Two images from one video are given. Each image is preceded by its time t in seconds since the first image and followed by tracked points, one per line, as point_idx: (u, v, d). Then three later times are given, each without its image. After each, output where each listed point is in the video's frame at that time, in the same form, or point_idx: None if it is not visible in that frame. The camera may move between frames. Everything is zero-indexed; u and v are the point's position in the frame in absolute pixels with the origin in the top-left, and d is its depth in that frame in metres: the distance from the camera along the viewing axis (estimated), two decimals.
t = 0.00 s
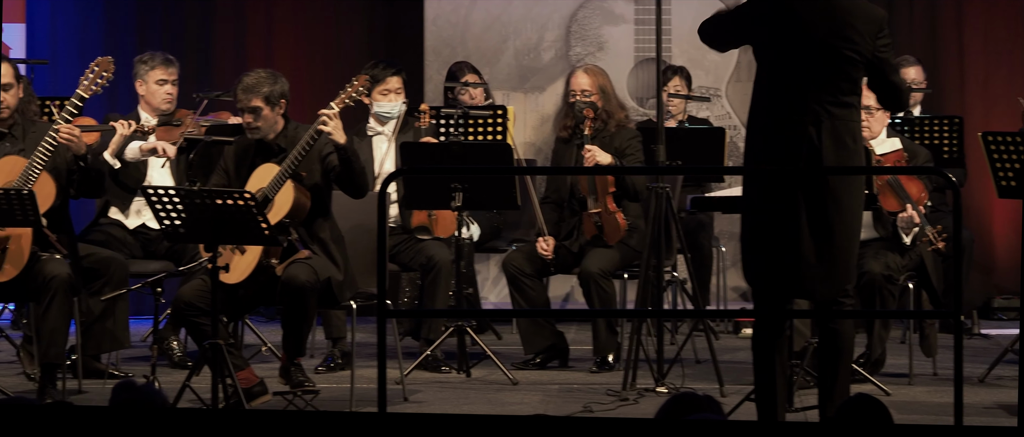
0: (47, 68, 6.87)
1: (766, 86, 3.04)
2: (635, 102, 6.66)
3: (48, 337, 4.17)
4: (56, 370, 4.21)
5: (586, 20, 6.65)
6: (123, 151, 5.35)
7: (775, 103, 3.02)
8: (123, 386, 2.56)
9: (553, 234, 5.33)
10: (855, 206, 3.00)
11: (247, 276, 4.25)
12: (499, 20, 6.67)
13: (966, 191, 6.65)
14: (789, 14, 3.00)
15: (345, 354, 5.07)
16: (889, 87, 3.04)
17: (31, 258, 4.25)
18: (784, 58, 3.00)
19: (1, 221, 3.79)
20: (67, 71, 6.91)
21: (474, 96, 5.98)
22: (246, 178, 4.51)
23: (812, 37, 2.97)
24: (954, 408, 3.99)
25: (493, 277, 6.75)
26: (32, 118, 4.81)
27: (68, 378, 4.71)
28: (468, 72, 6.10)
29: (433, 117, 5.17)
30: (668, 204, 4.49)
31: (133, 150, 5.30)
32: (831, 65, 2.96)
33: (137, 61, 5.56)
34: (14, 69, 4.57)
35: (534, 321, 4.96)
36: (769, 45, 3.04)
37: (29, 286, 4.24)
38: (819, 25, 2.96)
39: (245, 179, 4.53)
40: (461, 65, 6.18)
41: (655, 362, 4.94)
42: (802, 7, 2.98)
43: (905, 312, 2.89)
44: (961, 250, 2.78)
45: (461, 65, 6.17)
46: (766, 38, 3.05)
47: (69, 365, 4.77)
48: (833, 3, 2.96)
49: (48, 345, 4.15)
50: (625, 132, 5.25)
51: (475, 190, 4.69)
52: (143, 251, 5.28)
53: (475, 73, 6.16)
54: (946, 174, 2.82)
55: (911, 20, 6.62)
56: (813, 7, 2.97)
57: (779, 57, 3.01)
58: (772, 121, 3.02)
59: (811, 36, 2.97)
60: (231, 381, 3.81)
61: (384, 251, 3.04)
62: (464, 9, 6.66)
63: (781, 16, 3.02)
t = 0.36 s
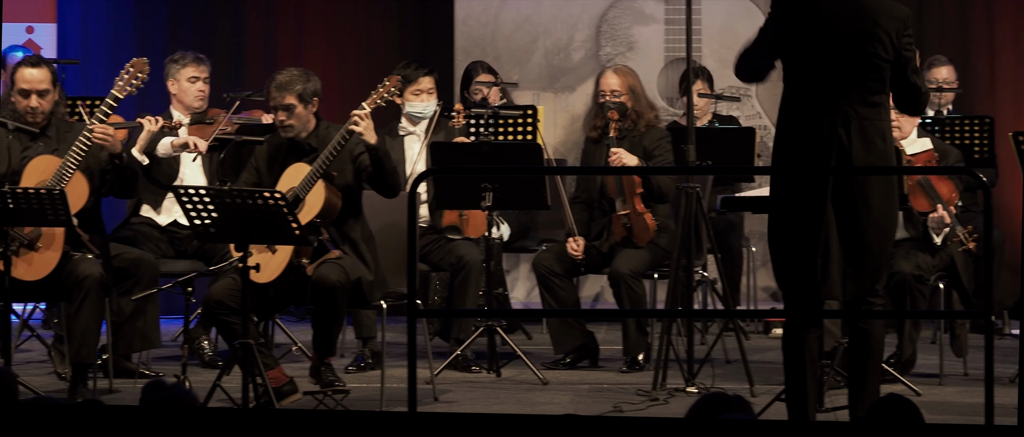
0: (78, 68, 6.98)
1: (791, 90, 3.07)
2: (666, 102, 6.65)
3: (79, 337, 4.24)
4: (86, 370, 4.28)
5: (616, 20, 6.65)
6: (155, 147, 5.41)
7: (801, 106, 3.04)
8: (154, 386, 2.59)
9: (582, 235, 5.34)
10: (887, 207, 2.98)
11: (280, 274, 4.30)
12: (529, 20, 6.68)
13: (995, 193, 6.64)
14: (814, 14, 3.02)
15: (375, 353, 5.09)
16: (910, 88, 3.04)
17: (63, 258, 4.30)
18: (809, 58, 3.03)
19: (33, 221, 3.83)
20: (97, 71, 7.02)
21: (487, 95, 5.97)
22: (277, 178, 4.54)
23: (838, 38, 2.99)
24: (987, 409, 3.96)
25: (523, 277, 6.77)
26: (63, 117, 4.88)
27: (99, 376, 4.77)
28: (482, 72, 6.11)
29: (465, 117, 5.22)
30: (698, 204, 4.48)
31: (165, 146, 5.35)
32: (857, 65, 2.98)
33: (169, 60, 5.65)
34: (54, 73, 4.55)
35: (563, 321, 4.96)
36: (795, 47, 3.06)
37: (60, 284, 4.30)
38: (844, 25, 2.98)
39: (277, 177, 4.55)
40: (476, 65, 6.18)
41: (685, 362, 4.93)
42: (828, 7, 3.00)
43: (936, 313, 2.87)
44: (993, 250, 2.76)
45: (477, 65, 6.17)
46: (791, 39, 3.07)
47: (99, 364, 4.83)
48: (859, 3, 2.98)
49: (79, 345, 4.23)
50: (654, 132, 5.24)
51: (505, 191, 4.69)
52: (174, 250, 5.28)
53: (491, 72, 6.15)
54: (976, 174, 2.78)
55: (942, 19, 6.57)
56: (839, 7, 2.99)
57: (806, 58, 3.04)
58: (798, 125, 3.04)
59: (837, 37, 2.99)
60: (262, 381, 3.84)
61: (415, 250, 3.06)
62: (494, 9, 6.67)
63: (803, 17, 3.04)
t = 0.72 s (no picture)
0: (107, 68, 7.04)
1: (815, 89, 3.06)
2: (694, 102, 6.66)
3: (108, 338, 4.29)
4: (115, 369, 4.33)
5: (644, 20, 6.64)
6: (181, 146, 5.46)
7: (826, 106, 3.03)
8: (185, 385, 2.62)
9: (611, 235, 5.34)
10: (911, 204, 3.00)
11: (309, 274, 4.33)
12: (557, 20, 6.68)
13: None
14: (836, 15, 3.01)
15: (404, 353, 5.12)
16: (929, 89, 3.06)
17: (93, 258, 4.37)
18: (832, 58, 3.01)
19: (63, 221, 3.87)
20: (126, 71, 7.07)
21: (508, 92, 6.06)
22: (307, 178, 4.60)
23: (862, 37, 2.98)
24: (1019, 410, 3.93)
25: (551, 277, 6.78)
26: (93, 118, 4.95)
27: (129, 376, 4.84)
28: (500, 70, 6.11)
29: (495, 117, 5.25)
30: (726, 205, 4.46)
31: (191, 146, 5.40)
32: (881, 65, 2.98)
33: (198, 60, 5.72)
34: (88, 77, 4.60)
35: (592, 321, 4.97)
36: (817, 48, 3.04)
37: (91, 285, 4.36)
38: (867, 25, 2.98)
39: (306, 177, 4.60)
40: (496, 65, 6.17)
41: (713, 363, 4.92)
42: (850, 8, 3.00)
43: (965, 313, 2.86)
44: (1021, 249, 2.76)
45: (496, 63, 6.17)
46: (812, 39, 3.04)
47: (129, 364, 4.89)
48: (881, 2, 2.99)
49: (108, 345, 4.27)
50: (683, 132, 5.22)
51: (535, 189, 4.71)
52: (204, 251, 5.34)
53: (510, 70, 6.15)
54: (1004, 172, 2.75)
55: (971, 18, 6.53)
56: (862, 8, 2.99)
57: (829, 59, 3.02)
58: (822, 125, 3.03)
59: (860, 36, 2.98)
60: (291, 381, 3.87)
61: (443, 251, 3.08)
62: (522, 9, 6.67)
63: (825, 16, 3.02)
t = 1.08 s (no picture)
0: (138, 68, 7.11)
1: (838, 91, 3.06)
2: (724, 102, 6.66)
3: (140, 338, 4.34)
4: (146, 369, 4.38)
5: (674, 20, 6.64)
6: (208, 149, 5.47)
7: (850, 108, 3.02)
8: (215, 387, 2.69)
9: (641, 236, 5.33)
10: (936, 206, 2.98)
11: (340, 274, 4.35)
12: (587, 20, 6.67)
13: None
14: (862, 16, 3.00)
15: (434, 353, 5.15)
16: (961, 87, 3.00)
17: (124, 256, 4.42)
18: (856, 58, 3.01)
19: (93, 220, 3.93)
20: (157, 71, 7.14)
21: (539, 91, 6.03)
22: (337, 178, 4.63)
23: (887, 39, 2.98)
24: None
25: (582, 277, 6.78)
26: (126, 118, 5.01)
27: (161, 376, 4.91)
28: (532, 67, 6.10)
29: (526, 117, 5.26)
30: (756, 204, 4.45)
31: (217, 148, 5.41)
32: (905, 66, 2.97)
33: (228, 61, 5.75)
34: (122, 73, 4.68)
35: (622, 321, 4.97)
36: (840, 50, 3.03)
37: (124, 285, 4.42)
38: (893, 26, 2.98)
39: (336, 176, 4.64)
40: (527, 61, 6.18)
41: (744, 363, 4.90)
42: (876, 9, 2.99)
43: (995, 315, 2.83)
44: None
45: (531, 60, 6.18)
46: (834, 41, 3.04)
47: (160, 364, 4.96)
48: (906, 3, 2.99)
49: (139, 345, 4.32)
50: (713, 133, 5.22)
51: (565, 189, 4.71)
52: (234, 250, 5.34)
53: (541, 67, 6.15)
54: None
55: (1004, 17, 6.49)
56: (886, 9, 2.99)
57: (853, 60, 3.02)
58: (846, 127, 3.01)
59: (885, 38, 2.98)
60: (321, 380, 3.90)
61: (473, 251, 3.09)
62: (552, 9, 6.67)
63: (848, 17, 3.03)
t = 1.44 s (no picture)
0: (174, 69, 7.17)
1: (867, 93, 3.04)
2: (759, 104, 6.62)
3: (176, 339, 4.39)
4: (181, 370, 4.44)
5: (710, 22, 6.62)
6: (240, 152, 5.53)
7: (880, 110, 3.00)
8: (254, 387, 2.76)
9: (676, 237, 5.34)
10: (968, 206, 2.97)
11: (374, 276, 4.37)
12: (622, 21, 6.67)
13: None
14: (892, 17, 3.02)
15: (469, 355, 5.18)
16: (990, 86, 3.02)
17: (161, 258, 4.49)
18: (886, 57, 3.01)
19: (129, 221, 3.98)
20: (193, 74, 7.19)
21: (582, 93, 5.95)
22: (372, 179, 4.66)
23: (916, 39, 2.99)
24: None
25: (616, 278, 6.78)
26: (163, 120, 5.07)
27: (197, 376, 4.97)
28: (575, 68, 6.11)
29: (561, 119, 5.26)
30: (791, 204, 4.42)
31: (249, 151, 5.47)
32: (935, 67, 2.98)
33: (260, 63, 5.74)
34: (161, 80, 4.72)
35: (657, 323, 4.96)
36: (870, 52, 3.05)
37: (160, 285, 4.47)
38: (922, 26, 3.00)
39: (372, 177, 4.66)
40: (572, 61, 6.19)
41: (779, 365, 4.87)
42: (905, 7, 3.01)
43: None
44: None
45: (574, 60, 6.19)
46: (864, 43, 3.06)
47: (196, 364, 5.03)
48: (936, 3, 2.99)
49: (175, 346, 4.38)
50: (748, 134, 5.20)
51: (600, 191, 4.71)
52: (270, 249, 5.39)
53: (585, 67, 6.16)
54: None
55: None
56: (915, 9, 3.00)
57: (882, 63, 3.02)
58: (878, 131, 2.99)
59: (914, 38, 2.99)
60: (356, 381, 3.94)
61: (508, 252, 3.10)
62: (587, 11, 6.68)
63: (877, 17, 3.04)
